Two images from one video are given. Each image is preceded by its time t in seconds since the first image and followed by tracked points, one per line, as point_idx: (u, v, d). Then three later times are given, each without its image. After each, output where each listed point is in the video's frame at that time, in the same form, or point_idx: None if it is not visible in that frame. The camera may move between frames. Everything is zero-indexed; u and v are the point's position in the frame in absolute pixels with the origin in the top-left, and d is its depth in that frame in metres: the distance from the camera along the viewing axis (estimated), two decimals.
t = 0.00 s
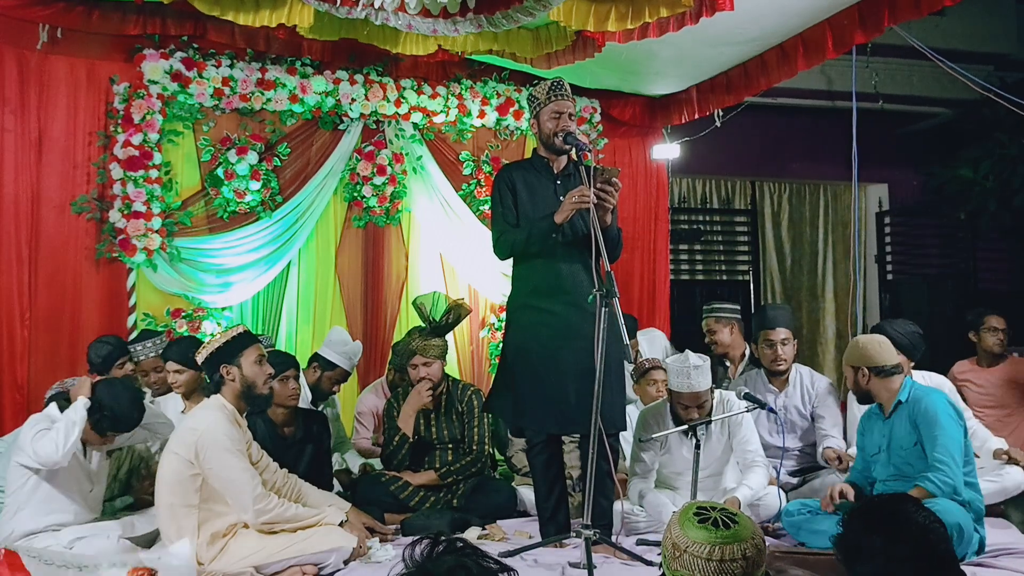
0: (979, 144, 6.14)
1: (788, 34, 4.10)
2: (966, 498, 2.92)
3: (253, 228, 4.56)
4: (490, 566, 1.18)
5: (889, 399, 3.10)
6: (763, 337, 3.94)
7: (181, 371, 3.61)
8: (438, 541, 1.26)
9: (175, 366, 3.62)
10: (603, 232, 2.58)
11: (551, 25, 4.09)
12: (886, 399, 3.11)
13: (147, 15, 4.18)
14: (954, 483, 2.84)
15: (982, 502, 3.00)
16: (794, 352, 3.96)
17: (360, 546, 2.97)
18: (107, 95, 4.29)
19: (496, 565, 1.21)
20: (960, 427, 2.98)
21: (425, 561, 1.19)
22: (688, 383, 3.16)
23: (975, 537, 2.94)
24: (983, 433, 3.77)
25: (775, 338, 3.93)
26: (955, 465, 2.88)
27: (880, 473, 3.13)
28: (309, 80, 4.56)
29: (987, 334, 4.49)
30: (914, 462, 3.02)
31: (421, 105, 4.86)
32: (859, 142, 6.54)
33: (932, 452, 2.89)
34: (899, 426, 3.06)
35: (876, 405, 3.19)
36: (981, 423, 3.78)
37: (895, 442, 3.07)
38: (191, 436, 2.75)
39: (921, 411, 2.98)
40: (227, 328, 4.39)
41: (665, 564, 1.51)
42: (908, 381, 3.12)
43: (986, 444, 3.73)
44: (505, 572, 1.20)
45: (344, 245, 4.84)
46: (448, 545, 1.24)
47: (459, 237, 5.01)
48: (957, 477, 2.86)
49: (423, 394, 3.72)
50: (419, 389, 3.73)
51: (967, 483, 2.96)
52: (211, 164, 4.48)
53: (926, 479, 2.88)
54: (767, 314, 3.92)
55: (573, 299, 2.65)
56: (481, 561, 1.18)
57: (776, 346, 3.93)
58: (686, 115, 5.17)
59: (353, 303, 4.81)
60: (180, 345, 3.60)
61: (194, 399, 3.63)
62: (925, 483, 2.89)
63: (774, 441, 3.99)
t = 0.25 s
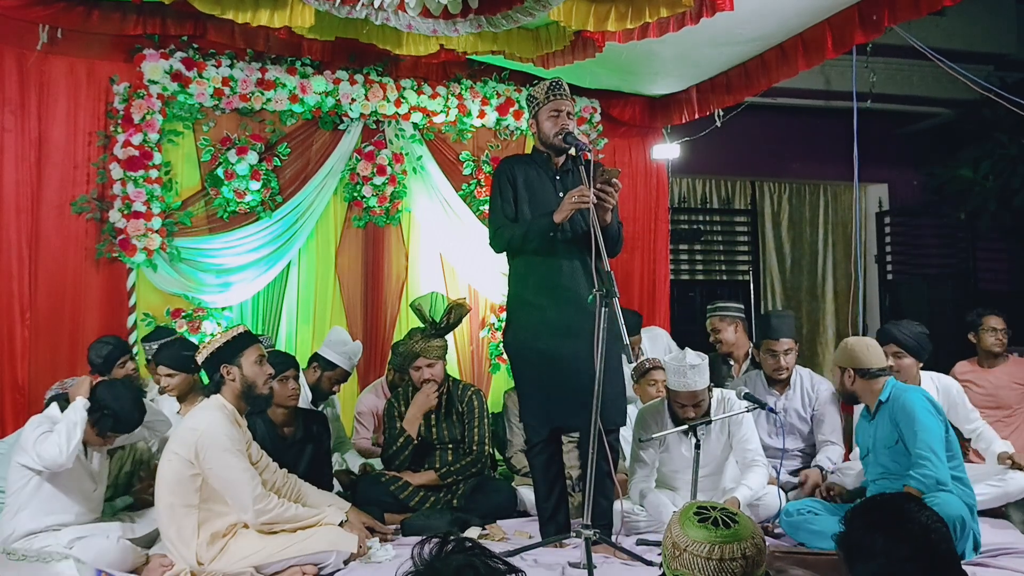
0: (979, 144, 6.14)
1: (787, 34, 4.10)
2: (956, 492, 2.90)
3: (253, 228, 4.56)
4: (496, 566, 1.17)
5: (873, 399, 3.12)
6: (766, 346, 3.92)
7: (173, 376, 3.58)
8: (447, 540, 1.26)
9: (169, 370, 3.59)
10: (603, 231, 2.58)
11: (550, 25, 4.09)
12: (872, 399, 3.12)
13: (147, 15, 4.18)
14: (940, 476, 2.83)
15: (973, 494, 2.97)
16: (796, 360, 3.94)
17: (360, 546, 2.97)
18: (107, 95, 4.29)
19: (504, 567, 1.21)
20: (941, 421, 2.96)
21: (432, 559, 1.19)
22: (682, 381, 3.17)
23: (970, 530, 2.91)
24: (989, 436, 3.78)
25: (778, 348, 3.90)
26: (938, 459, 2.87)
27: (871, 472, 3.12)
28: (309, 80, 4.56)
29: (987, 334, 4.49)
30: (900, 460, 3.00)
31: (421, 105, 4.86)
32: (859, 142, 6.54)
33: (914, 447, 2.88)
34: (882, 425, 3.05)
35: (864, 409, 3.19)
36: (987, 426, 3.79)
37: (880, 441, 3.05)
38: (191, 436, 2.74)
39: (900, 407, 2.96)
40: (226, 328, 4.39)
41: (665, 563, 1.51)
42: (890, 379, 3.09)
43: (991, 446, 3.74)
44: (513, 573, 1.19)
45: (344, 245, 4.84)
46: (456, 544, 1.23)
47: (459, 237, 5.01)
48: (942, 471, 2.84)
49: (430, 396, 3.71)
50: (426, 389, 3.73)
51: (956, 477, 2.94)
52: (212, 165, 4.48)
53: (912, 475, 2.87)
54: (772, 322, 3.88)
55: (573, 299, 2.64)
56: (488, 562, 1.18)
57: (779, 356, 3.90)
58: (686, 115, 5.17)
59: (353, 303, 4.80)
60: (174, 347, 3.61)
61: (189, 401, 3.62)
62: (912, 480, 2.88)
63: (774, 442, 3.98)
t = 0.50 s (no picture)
0: (979, 144, 6.14)
1: (787, 34, 4.10)
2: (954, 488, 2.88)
3: (253, 228, 4.56)
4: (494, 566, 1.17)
5: (863, 402, 3.11)
6: (774, 348, 3.92)
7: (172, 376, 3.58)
8: (436, 541, 1.25)
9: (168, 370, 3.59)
10: (603, 231, 2.58)
11: (551, 25, 4.09)
12: (862, 402, 3.11)
13: (147, 16, 4.18)
14: (938, 472, 2.81)
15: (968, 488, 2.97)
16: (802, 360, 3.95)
17: (361, 546, 2.97)
18: (107, 95, 4.29)
19: (496, 564, 1.21)
20: (935, 417, 2.95)
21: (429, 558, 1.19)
22: (682, 382, 3.17)
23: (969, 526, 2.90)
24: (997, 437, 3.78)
25: (786, 350, 3.92)
26: (935, 455, 2.85)
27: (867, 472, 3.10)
28: (309, 80, 4.56)
29: (986, 333, 4.49)
30: (896, 460, 2.98)
31: (421, 105, 4.86)
32: (859, 142, 6.54)
33: (910, 445, 2.86)
34: (875, 426, 3.03)
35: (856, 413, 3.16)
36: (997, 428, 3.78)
37: (874, 442, 3.03)
38: (191, 436, 2.74)
39: (892, 406, 2.95)
40: (226, 328, 4.39)
41: (665, 563, 1.51)
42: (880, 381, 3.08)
43: (1000, 448, 3.73)
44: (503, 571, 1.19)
45: (344, 245, 4.84)
46: (445, 543, 1.23)
47: (459, 237, 5.01)
48: (939, 468, 2.83)
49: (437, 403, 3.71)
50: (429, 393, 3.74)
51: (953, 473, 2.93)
52: (212, 165, 4.48)
53: (910, 473, 2.85)
54: (779, 324, 3.87)
55: (573, 299, 2.64)
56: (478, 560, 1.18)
57: (786, 357, 3.92)
58: (686, 115, 5.17)
59: (353, 303, 4.81)
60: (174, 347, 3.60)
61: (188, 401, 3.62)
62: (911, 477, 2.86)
63: (774, 443, 3.98)
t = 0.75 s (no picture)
0: (979, 144, 6.14)
1: (787, 34, 4.10)
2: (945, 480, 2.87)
3: (253, 228, 4.56)
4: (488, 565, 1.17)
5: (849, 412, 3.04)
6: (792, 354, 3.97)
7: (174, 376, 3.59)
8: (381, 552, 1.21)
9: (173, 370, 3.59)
10: (603, 231, 2.58)
11: (551, 25, 4.09)
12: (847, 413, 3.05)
13: (147, 16, 4.18)
14: (925, 464, 2.81)
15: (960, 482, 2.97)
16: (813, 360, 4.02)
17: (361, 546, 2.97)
18: (107, 95, 4.29)
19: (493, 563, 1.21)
20: (915, 412, 2.96)
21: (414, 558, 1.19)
22: (683, 388, 3.16)
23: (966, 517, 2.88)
24: (1001, 437, 3.72)
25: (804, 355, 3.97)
26: (920, 448, 2.85)
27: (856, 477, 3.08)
28: (309, 80, 4.56)
29: (985, 334, 4.49)
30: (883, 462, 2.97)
31: (421, 105, 4.86)
32: (859, 142, 6.54)
33: (894, 440, 2.86)
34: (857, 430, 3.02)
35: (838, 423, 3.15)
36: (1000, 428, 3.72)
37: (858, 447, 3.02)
38: (191, 436, 2.74)
39: (872, 404, 2.96)
40: (226, 329, 4.40)
41: (665, 563, 1.51)
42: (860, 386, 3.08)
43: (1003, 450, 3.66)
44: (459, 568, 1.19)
45: (344, 245, 4.84)
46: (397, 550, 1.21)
47: (459, 237, 5.01)
48: (925, 460, 2.82)
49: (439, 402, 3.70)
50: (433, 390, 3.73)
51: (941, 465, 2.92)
52: (212, 164, 4.48)
53: (899, 470, 2.84)
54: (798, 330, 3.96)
55: (573, 299, 2.64)
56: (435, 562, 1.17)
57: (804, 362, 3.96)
58: (686, 115, 5.17)
59: (353, 303, 4.80)
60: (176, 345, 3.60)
61: (189, 401, 3.60)
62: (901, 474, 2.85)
63: (777, 445, 3.97)
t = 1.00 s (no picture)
0: (979, 144, 6.14)
1: (787, 34, 4.10)
2: (935, 478, 2.87)
3: (253, 228, 4.56)
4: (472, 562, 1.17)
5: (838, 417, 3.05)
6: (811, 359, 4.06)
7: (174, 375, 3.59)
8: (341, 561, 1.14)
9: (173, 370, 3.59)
10: (603, 232, 2.58)
11: (551, 25, 4.09)
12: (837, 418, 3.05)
13: (147, 15, 4.18)
14: (916, 461, 2.81)
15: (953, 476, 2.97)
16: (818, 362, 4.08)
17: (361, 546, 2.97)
18: (107, 95, 4.29)
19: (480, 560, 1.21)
20: (903, 411, 2.97)
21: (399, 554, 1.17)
22: (686, 404, 3.17)
23: (959, 514, 2.87)
24: (994, 431, 3.82)
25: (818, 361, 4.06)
26: (910, 446, 2.85)
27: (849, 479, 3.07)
28: (309, 80, 4.56)
29: (982, 334, 4.50)
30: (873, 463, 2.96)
31: (421, 105, 4.86)
32: (859, 142, 6.54)
33: (884, 439, 2.86)
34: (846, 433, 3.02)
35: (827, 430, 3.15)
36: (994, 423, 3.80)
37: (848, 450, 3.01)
38: (191, 436, 2.74)
39: (860, 405, 2.96)
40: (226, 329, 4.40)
41: (664, 562, 1.51)
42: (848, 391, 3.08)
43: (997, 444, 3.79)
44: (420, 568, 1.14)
45: (344, 245, 4.84)
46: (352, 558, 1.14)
47: (459, 237, 5.02)
48: (915, 457, 2.83)
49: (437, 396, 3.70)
50: (434, 385, 3.73)
51: (931, 464, 2.92)
52: (212, 164, 4.48)
53: (890, 469, 2.84)
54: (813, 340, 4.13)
55: (573, 299, 2.64)
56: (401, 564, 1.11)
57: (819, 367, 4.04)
58: (686, 115, 5.17)
59: (352, 303, 4.81)
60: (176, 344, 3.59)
61: (189, 401, 3.61)
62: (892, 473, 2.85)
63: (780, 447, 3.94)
